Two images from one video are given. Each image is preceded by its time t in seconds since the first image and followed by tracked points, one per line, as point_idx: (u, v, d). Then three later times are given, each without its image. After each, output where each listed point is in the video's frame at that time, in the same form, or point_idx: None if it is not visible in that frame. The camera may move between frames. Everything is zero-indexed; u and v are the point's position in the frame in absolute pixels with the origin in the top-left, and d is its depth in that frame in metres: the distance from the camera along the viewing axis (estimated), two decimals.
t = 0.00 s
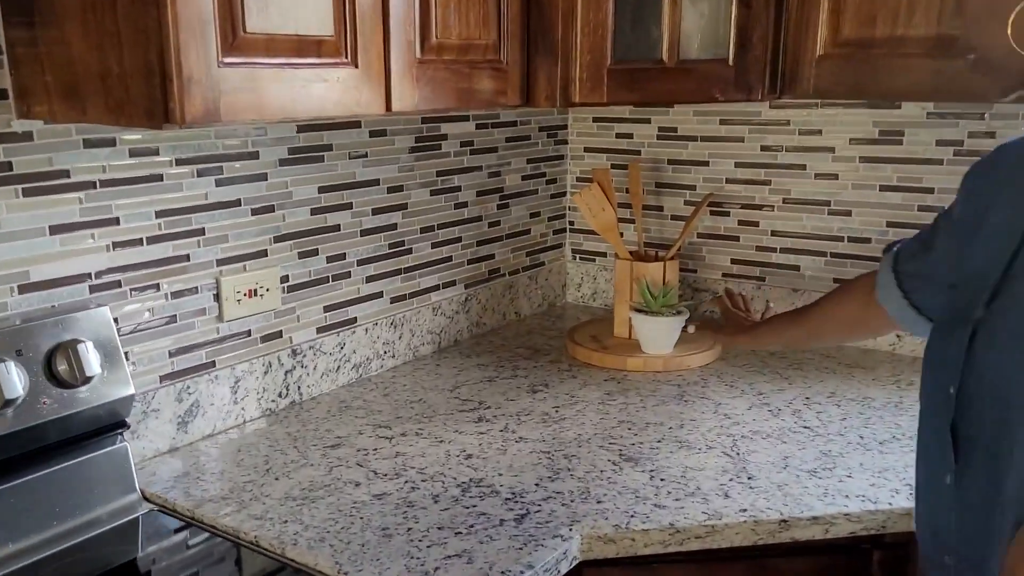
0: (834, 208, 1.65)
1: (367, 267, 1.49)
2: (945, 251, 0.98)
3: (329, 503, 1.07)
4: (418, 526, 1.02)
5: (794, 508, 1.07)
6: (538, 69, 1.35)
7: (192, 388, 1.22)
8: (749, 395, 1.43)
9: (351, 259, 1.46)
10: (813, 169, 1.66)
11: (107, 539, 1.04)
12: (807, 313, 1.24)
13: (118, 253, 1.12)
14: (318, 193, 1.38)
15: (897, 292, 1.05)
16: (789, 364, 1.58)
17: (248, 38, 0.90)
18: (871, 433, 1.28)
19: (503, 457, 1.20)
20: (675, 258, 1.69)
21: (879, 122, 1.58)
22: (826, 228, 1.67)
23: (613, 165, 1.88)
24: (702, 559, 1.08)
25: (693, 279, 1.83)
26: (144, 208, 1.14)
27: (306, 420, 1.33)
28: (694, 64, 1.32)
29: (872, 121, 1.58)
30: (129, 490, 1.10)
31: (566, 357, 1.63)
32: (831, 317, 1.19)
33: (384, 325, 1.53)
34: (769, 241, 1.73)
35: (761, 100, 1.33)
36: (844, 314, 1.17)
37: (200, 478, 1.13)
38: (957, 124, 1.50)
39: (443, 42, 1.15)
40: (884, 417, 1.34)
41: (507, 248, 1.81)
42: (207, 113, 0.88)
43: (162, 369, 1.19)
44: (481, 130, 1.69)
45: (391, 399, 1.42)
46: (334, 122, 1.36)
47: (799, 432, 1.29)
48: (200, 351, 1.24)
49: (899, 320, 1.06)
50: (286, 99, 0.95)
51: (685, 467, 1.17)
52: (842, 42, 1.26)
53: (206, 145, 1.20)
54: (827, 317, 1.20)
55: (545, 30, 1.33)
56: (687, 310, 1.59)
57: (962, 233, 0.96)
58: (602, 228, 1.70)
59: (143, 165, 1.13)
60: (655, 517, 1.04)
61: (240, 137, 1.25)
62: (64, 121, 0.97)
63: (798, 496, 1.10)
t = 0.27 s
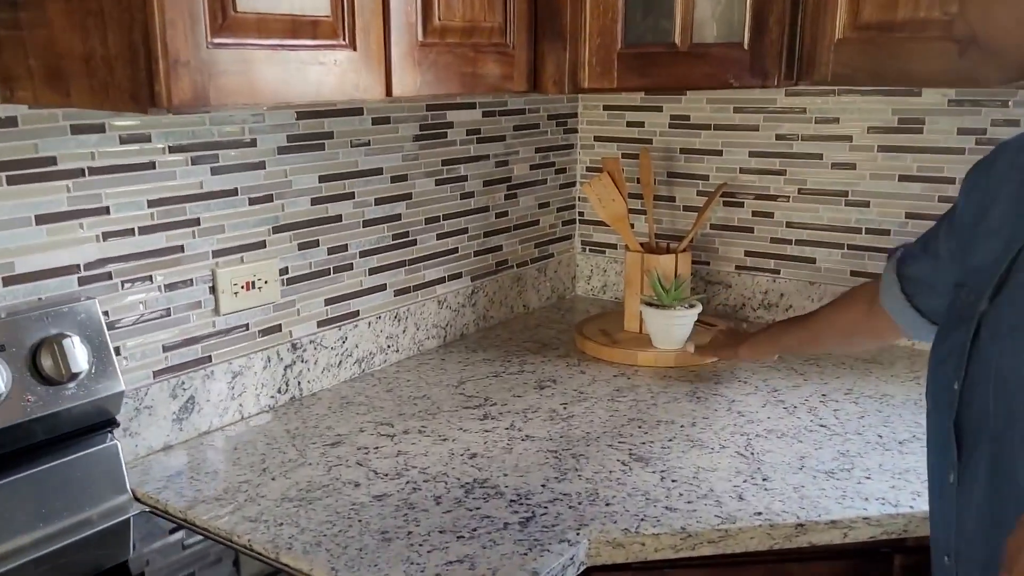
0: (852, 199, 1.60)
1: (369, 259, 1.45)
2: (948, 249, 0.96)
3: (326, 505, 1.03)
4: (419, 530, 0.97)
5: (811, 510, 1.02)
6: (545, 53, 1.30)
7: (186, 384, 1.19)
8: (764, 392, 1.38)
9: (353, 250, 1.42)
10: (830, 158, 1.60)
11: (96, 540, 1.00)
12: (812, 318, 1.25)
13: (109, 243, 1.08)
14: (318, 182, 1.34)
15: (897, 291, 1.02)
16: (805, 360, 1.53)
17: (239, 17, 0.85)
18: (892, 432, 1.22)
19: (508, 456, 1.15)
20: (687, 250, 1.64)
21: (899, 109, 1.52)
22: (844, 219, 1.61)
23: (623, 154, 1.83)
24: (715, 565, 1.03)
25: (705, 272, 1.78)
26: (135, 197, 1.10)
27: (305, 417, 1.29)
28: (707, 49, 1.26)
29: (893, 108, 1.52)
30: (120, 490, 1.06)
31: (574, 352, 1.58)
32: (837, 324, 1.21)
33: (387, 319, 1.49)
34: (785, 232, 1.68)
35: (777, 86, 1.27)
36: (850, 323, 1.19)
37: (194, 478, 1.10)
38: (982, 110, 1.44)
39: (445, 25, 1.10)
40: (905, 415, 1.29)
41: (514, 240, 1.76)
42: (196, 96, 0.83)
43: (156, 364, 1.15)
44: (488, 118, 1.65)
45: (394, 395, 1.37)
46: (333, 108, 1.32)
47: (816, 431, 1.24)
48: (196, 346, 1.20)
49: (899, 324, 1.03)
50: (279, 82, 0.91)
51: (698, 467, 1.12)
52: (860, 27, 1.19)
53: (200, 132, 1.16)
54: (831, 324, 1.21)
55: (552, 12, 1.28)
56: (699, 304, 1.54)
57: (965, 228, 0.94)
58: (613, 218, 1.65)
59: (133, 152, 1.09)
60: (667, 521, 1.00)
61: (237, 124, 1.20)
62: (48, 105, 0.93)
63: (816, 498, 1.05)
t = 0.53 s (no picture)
0: (870, 193, 1.54)
1: (371, 258, 1.40)
2: None
3: (326, 517, 0.98)
4: (422, 546, 0.93)
5: (834, 523, 0.97)
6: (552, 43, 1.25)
7: (181, 389, 1.15)
8: (781, 395, 1.33)
9: (354, 249, 1.37)
10: (848, 151, 1.55)
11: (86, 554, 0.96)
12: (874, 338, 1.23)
13: (99, 244, 1.04)
14: (318, 178, 1.29)
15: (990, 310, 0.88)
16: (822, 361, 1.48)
17: (229, 6, 0.81)
18: (916, 438, 1.17)
19: (515, 465, 1.11)
20: (699, 246, 1.59)
21: (920, 100, 1.46)
22: (862, 214, 1.56)
23: (633, 147, 1.77)
24: None
25: (718, 268, 1.73)
26: (127, 195, 1.06)
27: (305, 422, 1.24)
28: (721, 38, 1.21)
29: (914, 99, 1.46)
30: (111, 501, 1.02)
31: (583, 352, 1.53)
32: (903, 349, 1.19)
33: (390, 319, 1.45)
34: (800, 228, 1.62)
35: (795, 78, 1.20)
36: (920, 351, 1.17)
37: (188, 488, 1.06)
38: (1007, 101, 1.38)
39: (448, 13, 1.05)
40: (928, 420, 1.24)
41: (521, 236, 1.71)
42: (184, 90, 0.79)
43: (149, 368, 1.11)
44: (494, 111, 1.59)
45: (397, 398, 1.33)
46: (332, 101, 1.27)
47: (837, 436, 1.19)
48: (190, 350, 1.16)
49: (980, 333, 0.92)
50: (273, 74, 0.86)
51: (713, 476, 1.08)
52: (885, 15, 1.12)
53: (194, 127, 1.11)
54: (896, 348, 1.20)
55: None
56: (712, 303, 1.49)
57: None
58: (624, 214, 1.60)
59: (124, 149, 1.04)
60: (682, 535, 0.95)
61: (232, 118, 1.16)
62: (32, 100, 0.88)
63: (839, 510, 1.00)
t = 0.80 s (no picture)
0: (878, 189, 1.49)
1: (365, 259, 1.36)
2: None
3: (317, 535, 0.94)
4: (418, 565, 0.88)
5: (850, 536, 0.93)
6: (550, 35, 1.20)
7: (166, 399, 1.10)
8: (789, 398, 1.29)
9: (346, 250, 1.32)
10: (855, 145, 1.50)
11: None
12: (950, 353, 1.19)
13: (78, 249, 0.99)
14: (308, 177, 1.24)
15: None
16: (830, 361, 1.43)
17: None
18: (931, 444, 1.13)
19: (515, 476, 1.06)
20: (703, 244, 1.54)
21: (930, 92, 1.41)
22: (870, 210, 1.51)
23: (634, 142, 1.72)
24: None
25: (722, 266, 1.68)
26: (106, 197, 1.01)
27: (296, 431, 1.20)
28: (727, 29, 1.15)
29: (923, 91, 1.42)
30: (93, 519, 0.97)
31: (584, 354, 1.49)
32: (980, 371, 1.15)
33: (385, 322, 1.40)
34: (806, 224, 1.58)
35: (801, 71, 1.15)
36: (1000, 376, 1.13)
37: (174, 504, 1.01)
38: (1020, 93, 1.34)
39: (442, 5, 1.00)
40: (943, 424, 1.19)
41: (519, 234, 1.66)
42: (160, 88, 0.74)
43: (132, 378, 1.07)
44: (490, 106, 1.55)
45: (392, 405, 1.28)
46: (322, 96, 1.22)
47: (849, 442, 1.15)
48: (176, 358, 1.11)
49: None
50: (255, 69, 0.81)
51: (722, 487, 1.03)
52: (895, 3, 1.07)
53: (176, 125, 1.07)
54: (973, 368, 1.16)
55: None
56: (717, 302, 1.45)
57: None
58: (625, 212, 1.55)
59: (102, 149, 0.99)
60: (691, 551, 0.90)
61: (217, 116, 1.11)
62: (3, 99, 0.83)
63: (855, 522, 0.96)
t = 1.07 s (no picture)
0: (878, 177, 1.46)
1: (351, 254, 1.31)
2: None
3: (302, 545, 0.89)
4: None
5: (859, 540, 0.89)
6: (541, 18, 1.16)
7: (144, 403, 1.05)
8: (791, 394, 1.25)
9: (331, 245, 1.27)
10: (854, 132, 1.46)
11: None
12: None
13: (45, 247, 0.94)
14: (290, 169, 1.19)
15: None
16: (830, 355, 1.40)
17: None
18: (938, 441, 1.09)
19: (510, 479, 1.02)
20: (699, 234, 1.50)
21: (932, 77, 1.38)
22: (870, 199, 1.47)
23: (627, 131, 1.68)
24: None
25: (718, 258, 1.64)
26: (76, 192, 0.96)
27: (281, 434, 1.15)
28: (727, 11, 1.11)
29: (924, 76, 1.38)
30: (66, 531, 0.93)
31: (578, 350, 1.45)
32: None
33: (373, 319, 1.35)
34: (805, 214, 1.54)
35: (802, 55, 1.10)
36: None
37: (152, 513, 0.96)
38: None
39: None
40: (949, 419, 1.16)
41: (510, 226, 1.62)
42: (128, 76, 0.69)
43: (107, 382, 1.02)
44: (479, 94, 1.50)
45: (381, 405, 1.24)
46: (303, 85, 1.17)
47: (854, 439, 1.11)
48: (153, 360, 1.06)
49: None
50: (229, 54, 0.76)
51: (725, 488, 0.99)
52: None
53: (149, 116, 1.02)
54: None
55: None
56: (715, 295, 1.41)
57: None
58: (619, 202, 1.51)
59: (69, 141, 0.94)
60: (695, 558, 0.86)
61: (193, 106, 1.06)
62: None
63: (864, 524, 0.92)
